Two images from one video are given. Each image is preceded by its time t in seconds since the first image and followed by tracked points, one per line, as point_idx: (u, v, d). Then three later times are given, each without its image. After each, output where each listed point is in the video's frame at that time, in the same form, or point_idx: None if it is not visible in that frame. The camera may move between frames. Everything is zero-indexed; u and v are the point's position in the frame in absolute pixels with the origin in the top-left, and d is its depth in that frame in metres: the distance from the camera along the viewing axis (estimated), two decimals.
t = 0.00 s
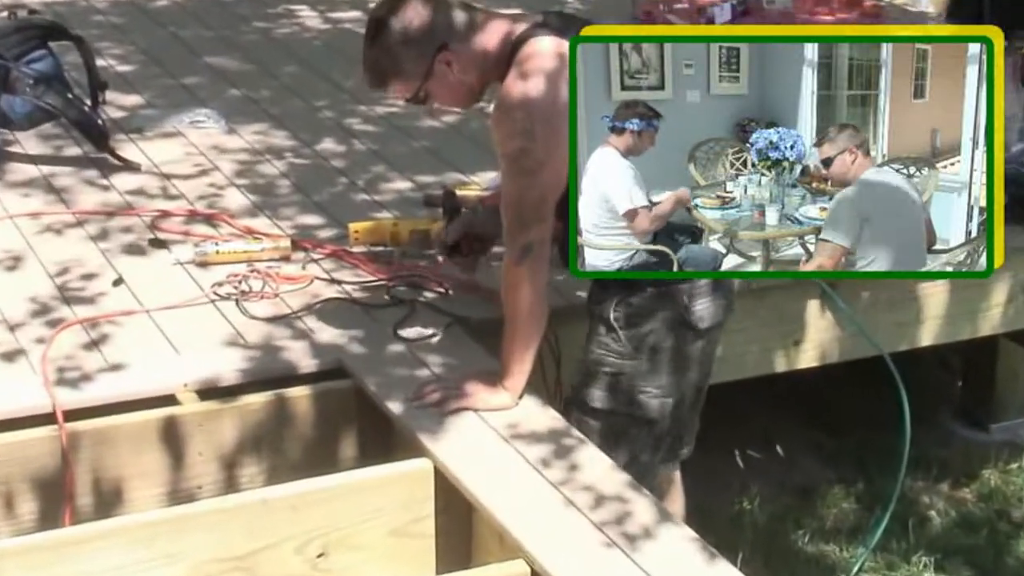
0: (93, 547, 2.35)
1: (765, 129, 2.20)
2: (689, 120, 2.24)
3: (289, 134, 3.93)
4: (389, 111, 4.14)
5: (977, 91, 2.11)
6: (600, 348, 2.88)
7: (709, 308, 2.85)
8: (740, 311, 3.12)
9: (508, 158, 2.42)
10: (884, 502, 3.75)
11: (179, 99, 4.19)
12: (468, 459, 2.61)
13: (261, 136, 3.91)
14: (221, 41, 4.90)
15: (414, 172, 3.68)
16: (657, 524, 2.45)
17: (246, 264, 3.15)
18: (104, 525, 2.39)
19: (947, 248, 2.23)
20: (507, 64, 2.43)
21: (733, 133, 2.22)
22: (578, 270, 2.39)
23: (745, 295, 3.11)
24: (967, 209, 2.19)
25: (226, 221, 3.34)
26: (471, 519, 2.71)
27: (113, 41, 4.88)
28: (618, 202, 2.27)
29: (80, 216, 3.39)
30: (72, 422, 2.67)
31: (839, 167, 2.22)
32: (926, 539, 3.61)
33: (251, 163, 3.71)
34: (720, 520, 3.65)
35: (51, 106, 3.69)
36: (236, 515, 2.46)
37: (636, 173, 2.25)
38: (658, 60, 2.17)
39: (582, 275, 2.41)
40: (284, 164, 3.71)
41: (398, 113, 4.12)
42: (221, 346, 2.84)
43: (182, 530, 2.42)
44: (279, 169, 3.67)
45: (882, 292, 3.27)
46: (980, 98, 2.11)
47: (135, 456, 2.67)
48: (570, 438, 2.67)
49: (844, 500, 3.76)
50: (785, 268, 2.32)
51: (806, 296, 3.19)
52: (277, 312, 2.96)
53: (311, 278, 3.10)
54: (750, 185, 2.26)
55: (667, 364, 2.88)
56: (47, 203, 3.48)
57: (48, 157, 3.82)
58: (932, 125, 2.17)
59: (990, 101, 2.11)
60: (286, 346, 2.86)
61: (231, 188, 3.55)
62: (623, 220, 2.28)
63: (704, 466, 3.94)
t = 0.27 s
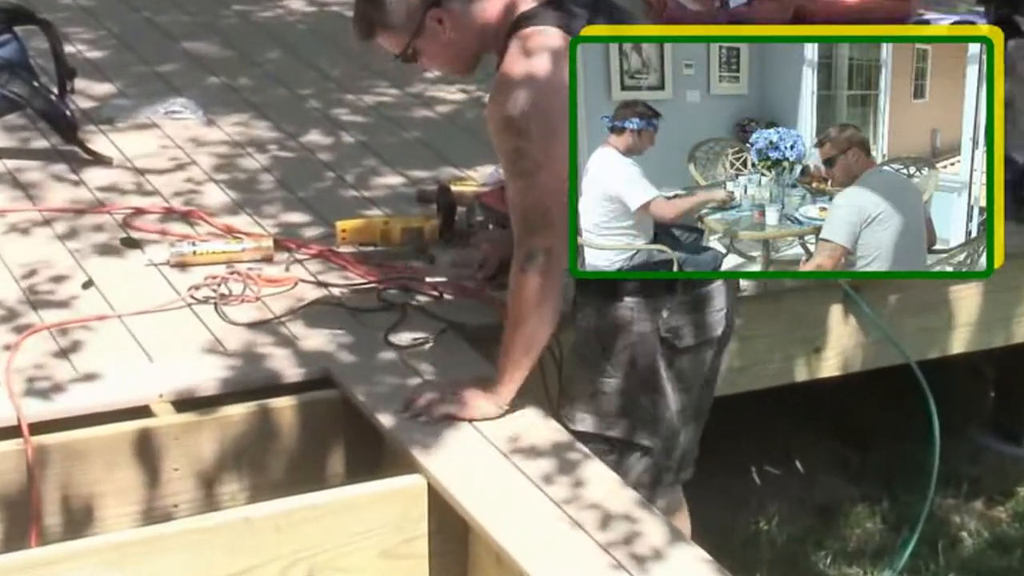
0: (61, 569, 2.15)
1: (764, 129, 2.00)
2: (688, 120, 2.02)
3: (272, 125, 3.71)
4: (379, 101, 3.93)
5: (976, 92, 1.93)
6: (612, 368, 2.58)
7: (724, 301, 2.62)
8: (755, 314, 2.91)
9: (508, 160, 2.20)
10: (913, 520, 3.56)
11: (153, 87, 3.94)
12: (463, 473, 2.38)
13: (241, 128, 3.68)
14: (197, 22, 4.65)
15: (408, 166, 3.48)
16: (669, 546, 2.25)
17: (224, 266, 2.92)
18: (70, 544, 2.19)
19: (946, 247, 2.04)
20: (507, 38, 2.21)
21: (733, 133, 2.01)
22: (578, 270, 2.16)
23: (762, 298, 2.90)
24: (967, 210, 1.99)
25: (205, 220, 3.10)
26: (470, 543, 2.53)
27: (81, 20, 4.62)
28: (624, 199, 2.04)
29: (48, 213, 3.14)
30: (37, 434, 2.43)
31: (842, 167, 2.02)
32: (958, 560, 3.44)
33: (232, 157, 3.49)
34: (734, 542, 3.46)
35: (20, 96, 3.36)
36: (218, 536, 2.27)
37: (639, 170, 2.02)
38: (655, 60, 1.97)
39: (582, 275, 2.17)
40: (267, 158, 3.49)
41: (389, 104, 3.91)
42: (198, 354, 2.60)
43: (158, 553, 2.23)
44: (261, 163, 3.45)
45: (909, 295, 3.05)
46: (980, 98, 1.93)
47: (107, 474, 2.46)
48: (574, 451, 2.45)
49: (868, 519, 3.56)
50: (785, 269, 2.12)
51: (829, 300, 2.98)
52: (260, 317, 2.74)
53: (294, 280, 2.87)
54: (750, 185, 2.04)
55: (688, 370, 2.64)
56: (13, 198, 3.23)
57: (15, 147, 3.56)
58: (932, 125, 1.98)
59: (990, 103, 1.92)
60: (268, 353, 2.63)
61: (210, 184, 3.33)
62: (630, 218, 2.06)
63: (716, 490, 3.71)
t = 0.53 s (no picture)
0: None
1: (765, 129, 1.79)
2: (688, 120, 1.82)
3: (252, 117, 3.52)
4: (368, 92, 3.73)
5: (976, 93, 1.75)
6: (590, 389, 2.31)
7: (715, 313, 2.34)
8: (775, 319, 2.73)
9: (478, 165, 1.95)
10: (946, 541, 3.35)
11: (125, 77, 3.74)
12: (455, 493, 2.19)
13: (220, 120, 3.49)
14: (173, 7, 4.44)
15: (399, 161, 3.30)
16: (684, 570, 2.05)
17: (201, 268, 2.72)
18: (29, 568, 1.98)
19: (947, 248, 1.83)
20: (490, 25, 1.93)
21: (733, 132, 1.80)
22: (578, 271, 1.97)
23: (783, 305, 2.72)
24: (967, 211, 1.79)
25: (183, 220, 2.92)
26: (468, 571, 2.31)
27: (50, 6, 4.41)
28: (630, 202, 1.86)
29: (11, 212, 2.94)
30: None
31: (842, 168, 1.80)
32: None
33: (209, 152, 3.30)
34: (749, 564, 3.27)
35: None
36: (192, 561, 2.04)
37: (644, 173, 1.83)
38: (655, 59, 1.80)
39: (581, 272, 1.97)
40: (247, 153, 3.30)
41: (378, 95, 3.72)
42: (174, 364, 2.40)
43: None
44: (241, 159, 3.26)
45: (940, 300, 2.88)
46: (979, 100, 1.75)
47: (73, 492, 2.26)
48: (578, 469, 2.26)
49: (897, 542, 3.34)
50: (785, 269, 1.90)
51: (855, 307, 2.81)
52: (240, 322, 2.54)
53: (277, 284, 2.68)
54: (751, 186, 1.83)
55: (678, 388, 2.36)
56: None
57: None
58: (932, 125, 1.77)
59: (990, 103, 1.75)
60: (248, 362, 2.43)
61: (185, 180, 3.14)
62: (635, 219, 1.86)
63: (730, 512, 3.46)
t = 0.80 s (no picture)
0: None
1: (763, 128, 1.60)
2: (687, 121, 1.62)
3: (238, 107, 3.35)
4: (364, 80, 3.56)
5: (975, 93, 1.58)
6: (592, 405, 2.09)
7: (736, 322, 2.08)
8: (805, 323, 2.52)
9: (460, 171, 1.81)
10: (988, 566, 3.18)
11: (103, 63, 3.56)
12: (459, 516, 2.01)
13: (203, 109, 3.32)
14: None
15: (396, 155, 3.13)
16: None
17: (182, 269, 2.55)
18: None
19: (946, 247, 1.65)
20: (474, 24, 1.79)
21: (732, 132, 1.61)
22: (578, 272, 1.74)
23: (813, 310, 2.52)
24: (966, 211, 1.62)
25: (164, 218, 2.74)
26: None
27: None
28: (625, 203, 1.65)
29: None
30: None
31: (845, 168, 1.61)
32: None
33: (191, 144, 3.12)
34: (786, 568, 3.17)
35: None
36: None
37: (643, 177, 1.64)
38: (656, 59, 1.60)
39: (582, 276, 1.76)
40: (233, 145, 3.13)
41: (374, 82, 3.55)
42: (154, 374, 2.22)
43: None
44: (226, 152, 3.09)
45: (978, 307, 2.73)
46: (979, 100, 1.58)
47: (47, 511, 2.07)
48: (592, 488, 2.09)
49: (934, 566, 3.17)
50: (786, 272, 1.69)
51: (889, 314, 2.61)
52: (225, 330, 2.36)
53: (265, 288, 2.51)
54: (751, 186, 1.63)
55: (694, 407, 2.11)
56: None
57: None
58: (932, 124, 1.60)
59: (991, 104, 1.58)
60: (235, 372, 2.25)
61: (165, 174, 2.97)
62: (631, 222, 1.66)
63: (762, 532, 3.28)
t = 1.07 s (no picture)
0: None
1: (765, 128, 1.50)
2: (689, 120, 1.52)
3: (247, 93, 3.21)
4: (382, 64, 3.41)
5: (975, 94, 1.44)
6: (626, 414, 1.97)
7: (783, 325, 1.97)
8: (854, 325, 2.35)
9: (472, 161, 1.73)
10: None
11: (104, 46, 3.43)
12: (483, 530, 1.88)
13: (210, 96, 3.18)
14: None
15: (415, 145, 2.98)
16: None
17: (187, 266, 2.41)
18: None
19: (946, 248, 1.48)
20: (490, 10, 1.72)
21: (734, 131, 1.50)
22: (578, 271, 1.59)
23: (862, 311, 2.35)
24: (966, 212, 1.46)
25: (166, 212, 2.60)
26: None
27: None
28: (621, 204, 1.53)
29: None
30: None
31: (844, 168, 1.48)
32: None
33: (196, 133, 2.98)
34: None
35: None
36: None
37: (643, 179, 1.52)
38: (656, 59, 1.47)
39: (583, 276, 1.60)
40: (241, 135, 2.99)
41: (392, 67, 3.39)
42: (160, 377, 2.08)
43: None
44: (234, 142, 2.95)
45: None
46: (979, 101, 1.44)
47: (45, 524, 1.94)
48: (625, 500, 1.96)
49: None
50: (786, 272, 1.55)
51: (943, 318, 2.43)
52: (233, 330, 2.22)
53: (276, 286, 2.37)
54: (747, 185, 1.51)
55: (737, 416, 1.99)
56: None
57: None
58: (931, 125, 1.46)
59: (991, 106, 1.44)
60: (246, 375, 2.10)
61: (168, 164, 2.83)
62: (623, 224, 1.54)
63: (807, 545, 3.04)
